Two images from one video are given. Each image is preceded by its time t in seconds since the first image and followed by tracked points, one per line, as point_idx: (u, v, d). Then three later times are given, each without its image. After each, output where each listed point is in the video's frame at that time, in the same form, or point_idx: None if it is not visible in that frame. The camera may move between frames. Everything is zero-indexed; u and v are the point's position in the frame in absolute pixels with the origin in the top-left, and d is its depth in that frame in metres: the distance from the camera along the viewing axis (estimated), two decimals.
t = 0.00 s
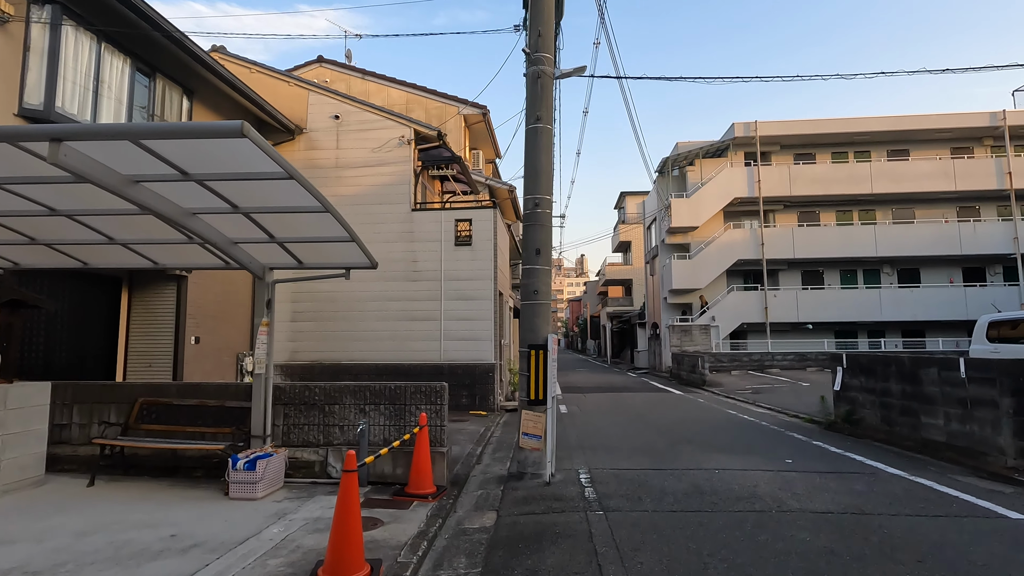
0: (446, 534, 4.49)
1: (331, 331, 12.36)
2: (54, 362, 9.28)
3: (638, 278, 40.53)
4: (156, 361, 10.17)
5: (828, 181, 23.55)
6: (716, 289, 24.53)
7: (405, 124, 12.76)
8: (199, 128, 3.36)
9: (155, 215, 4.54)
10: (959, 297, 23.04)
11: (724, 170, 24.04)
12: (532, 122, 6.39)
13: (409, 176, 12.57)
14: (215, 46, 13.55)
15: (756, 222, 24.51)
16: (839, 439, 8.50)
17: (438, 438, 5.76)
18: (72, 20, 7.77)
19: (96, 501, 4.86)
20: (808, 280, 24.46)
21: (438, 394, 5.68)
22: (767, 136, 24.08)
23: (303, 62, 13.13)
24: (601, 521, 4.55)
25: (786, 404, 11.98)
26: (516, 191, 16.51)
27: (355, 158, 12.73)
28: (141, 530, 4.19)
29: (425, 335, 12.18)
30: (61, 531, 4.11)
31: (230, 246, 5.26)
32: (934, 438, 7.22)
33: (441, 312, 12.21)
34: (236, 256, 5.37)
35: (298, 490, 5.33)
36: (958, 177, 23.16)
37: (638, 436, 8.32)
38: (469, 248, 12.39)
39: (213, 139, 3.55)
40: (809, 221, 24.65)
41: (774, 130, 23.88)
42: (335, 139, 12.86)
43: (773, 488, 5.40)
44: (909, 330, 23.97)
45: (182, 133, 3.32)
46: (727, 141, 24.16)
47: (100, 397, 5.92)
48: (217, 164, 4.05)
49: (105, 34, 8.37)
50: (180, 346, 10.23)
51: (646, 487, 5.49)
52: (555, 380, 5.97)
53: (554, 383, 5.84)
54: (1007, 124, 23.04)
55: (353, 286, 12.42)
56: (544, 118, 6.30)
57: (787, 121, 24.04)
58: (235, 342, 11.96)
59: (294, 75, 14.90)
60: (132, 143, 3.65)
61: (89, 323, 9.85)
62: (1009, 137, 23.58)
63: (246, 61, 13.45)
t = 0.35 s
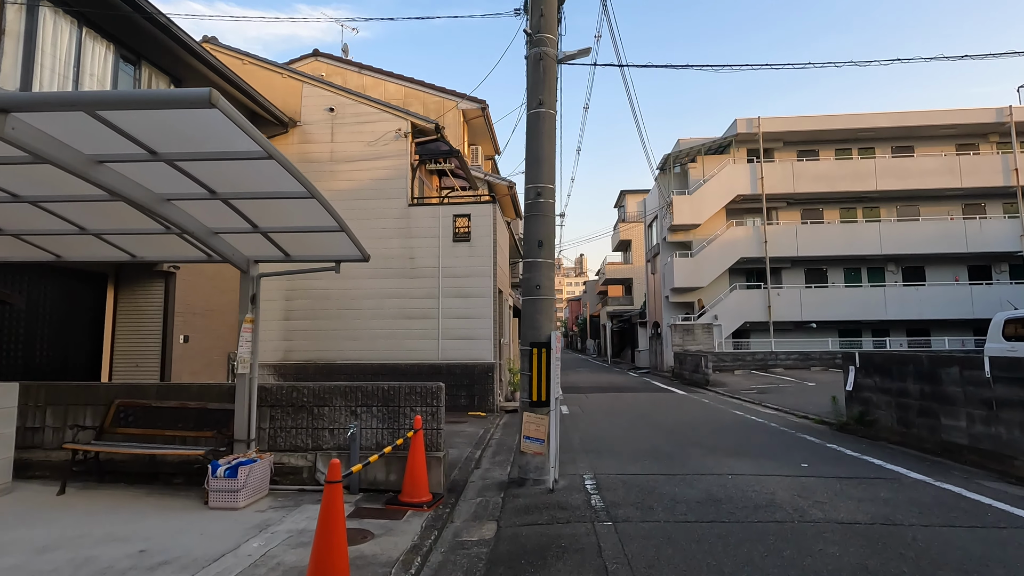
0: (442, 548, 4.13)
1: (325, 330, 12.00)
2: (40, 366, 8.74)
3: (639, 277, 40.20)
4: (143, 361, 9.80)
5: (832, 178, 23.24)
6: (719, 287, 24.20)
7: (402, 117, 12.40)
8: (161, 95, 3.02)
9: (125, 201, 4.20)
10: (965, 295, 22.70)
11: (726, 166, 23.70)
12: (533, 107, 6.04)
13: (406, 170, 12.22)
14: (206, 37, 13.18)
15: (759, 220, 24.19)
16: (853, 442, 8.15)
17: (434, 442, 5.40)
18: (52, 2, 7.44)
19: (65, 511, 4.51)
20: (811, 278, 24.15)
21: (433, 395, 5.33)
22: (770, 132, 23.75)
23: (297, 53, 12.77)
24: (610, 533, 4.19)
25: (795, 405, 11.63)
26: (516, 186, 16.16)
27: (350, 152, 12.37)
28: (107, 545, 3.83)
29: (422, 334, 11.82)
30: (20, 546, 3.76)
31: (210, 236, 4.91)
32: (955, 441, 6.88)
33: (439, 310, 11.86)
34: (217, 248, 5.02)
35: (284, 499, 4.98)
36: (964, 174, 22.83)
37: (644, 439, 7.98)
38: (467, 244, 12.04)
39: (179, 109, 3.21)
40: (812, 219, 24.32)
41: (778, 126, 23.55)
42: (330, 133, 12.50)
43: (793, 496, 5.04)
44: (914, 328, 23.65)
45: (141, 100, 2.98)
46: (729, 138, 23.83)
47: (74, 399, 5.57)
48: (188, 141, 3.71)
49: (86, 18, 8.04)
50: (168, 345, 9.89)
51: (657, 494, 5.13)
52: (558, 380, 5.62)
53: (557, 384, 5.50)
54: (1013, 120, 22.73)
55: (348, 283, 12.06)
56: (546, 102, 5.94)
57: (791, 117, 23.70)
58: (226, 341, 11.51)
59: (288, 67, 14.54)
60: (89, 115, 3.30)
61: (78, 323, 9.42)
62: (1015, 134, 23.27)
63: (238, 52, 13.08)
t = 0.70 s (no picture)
0: (439, 574, 3.76)
1: (321, 333, 11.64)
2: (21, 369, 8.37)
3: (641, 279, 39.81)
4: (132, 366, 9.44)
5: (838, 178, 22.88)
6: (723, 289, 23.83)
7: (400, 114, 12.07)
8: (117, 67, 2.68)
9: (91, 194, 3.84)
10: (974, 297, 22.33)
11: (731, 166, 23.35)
12: (537, 96, 5.68)
13: (405, 168, 11.88)
14: (200, 32, 12.83)
15: (764, 220, 23.83)
16: (872, 450, 7.78)
17: (431, 454, 5.04)
18: None
19: (29, 532, 4.14)
20: (817, 280, 23.78)
21: (431, 404, 4.98)
22: (774, 132, 23.41)
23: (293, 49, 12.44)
24: (623, 556, 3.83)
25: (806, 410, 11.26)
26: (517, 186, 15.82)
27: (347, 150, 12.04)
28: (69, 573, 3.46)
29: (422, 337, 11.46)
30: None
31: (189, 233, 4.55)
32: (983, 450, 6.50)
33: (438, 312, 11.50)
34: (199, 246, 4.66)
35: (269, 516, 4.61)
36: (973, 173, 22.47)
37: (653, 447, 7.60)
38: (468, 244, 11.69)
39: (140, 83, 2.85)
40: (818, 220, 23.95)
41: (783, 126, 23.21)
42: (327, 130, 12.16)
43: (820, 513, 4.66)
44: (922, 331, 23.28)
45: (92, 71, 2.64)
46: (734, 137, 23.49)
47: (47, 407, 5.22)
48: (156, 125, 3.36)
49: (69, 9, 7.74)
50: (158, 350, 9.53)
51: (672, 511, 4.76)
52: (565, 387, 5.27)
53: (562, 392, 5.14)
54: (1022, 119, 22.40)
55: (345, 285, 11.72)
56: (551, 92, 5.59)
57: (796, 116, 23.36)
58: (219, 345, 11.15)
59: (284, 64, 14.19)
60: (41, 91, 2.95)
61: (64, 326, 9.08)
62: None
63: (232, 47, 12.75)
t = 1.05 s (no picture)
0: None
1: (311, 333, 11.27)
2: None
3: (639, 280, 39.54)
4: (111, 366, 9.05)
5: (839, 176, 22.62)
6: (723, 288, 23.52)
7: (394, 106, 11.72)
8: (40, 12, 2.35)
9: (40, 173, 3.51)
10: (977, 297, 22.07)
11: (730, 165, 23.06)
12: (534, 78, 5.34)
13: (398, 163, 11.54)
14: (186, 22, 12.46)
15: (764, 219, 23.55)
16: (883, 453, 7.46)
17: (419, 459, 4.69)
18: None
19: None
20: (818, 280, 23.50)
21: (419, 405, 4.65)
22: (774, 130, 23.13)
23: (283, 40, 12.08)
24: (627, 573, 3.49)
25: (811, 411, 10.94)
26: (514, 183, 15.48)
27: (338, 144, 11.68)
28: None
29: (415, 336, 11.10)
30: None
31: (155, 220, 4.21)
32: (1002, 454, 6.18)
33: (432, 311, 11.15)
34: (166, 235, 4.31)
35: (243, 528, 4.25)
36: (975, 172, 22.22)
37: (655, 451, 7.27)
38: (463, 241, 11.35)
39: (73, 34, 2.52)
40: (818, 219, 23.67)
41: (783, 123, 22.93)
42: (318, 123, 11.80)
43: (837, 523, 4.32)
44: (923, 331, 23.03)
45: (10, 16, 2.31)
46: (733, 135, 23.21)
47: (7, 409, 4.88)
48: (102, 90, 3.03)
49: None
50: (139, 350, 9.14)
51: (678, 522, 4.41)
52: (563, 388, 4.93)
53: (560, 392, 4.81)
54: None
55: (336, 283, 11.37)
56: (548, 73, 5.25)
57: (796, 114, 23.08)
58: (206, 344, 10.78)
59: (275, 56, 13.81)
60: None
61: (40, 324, 8.70)
62: None
63: (220, 38, 12.39)
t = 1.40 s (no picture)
0: None
1: (293, 334, 10.85)
2: None
3: (632, 280, 39.34)
4: (79, 371, 8.60)
5: (832, 177, 22.47)
6: (717, 289, 23.28)
7: (380, 100, 11.33)
8: None
9: None
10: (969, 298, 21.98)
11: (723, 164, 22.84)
12: (522, 63, 4.98)
13: (384, 158, 11.14)
14: (164, 12, 12.00)
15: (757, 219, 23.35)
16: (886, 461, 7.17)
17: (397, 473, 4.33)
18: None
19: None
20: (811, 280, 23.34)
21: (396, 414, 4.30)
22: (768, 129, 22.94)
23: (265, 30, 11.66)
24: None
25: (808, 415, 10.67)
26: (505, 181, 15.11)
27: (322, 139, 11.27)
28: None
29: (401, 338, 10.71)
30: None
31: (101, 212, 3.82)
32: (1013, 462, 5.90)
33: (419, 312, 10.77)
34: (114, 229, 3.92)
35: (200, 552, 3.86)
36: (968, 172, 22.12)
37: (651, 459, 6.94)
38: (451, 239, 10.97)
39: None
40: (812, 219, 23.51)
41: (776, 123, 22.74)
42: (301, 117, 11.38)
43: (848, 543, 4.00)
44: (916, 332, 22.94)
45: None
46: (727, 134, 22.99)
47: None
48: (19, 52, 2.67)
49: None
50: (108, 354, 8.69)
51: (678, 542, 4.06)
52: (553, 396, 4.58)
53: (550, 400, 4.46)
54: (1017, 118, 22.10)
55: (319, 282, 10.96)
56: (538, 57, 4.89)
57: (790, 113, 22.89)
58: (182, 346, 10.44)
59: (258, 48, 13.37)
60: None
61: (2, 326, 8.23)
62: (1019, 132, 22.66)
63: (200, 29, 11.95)
